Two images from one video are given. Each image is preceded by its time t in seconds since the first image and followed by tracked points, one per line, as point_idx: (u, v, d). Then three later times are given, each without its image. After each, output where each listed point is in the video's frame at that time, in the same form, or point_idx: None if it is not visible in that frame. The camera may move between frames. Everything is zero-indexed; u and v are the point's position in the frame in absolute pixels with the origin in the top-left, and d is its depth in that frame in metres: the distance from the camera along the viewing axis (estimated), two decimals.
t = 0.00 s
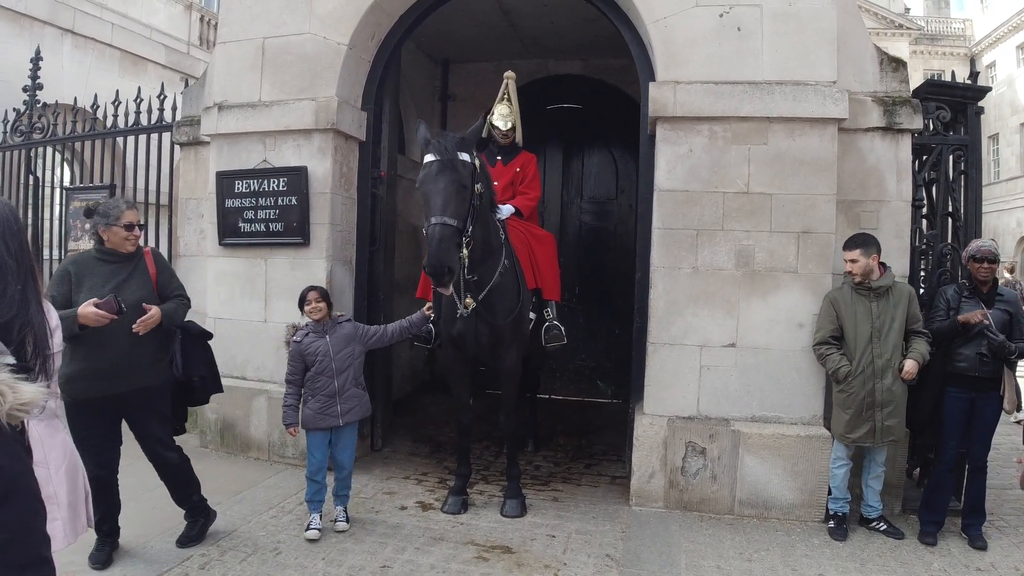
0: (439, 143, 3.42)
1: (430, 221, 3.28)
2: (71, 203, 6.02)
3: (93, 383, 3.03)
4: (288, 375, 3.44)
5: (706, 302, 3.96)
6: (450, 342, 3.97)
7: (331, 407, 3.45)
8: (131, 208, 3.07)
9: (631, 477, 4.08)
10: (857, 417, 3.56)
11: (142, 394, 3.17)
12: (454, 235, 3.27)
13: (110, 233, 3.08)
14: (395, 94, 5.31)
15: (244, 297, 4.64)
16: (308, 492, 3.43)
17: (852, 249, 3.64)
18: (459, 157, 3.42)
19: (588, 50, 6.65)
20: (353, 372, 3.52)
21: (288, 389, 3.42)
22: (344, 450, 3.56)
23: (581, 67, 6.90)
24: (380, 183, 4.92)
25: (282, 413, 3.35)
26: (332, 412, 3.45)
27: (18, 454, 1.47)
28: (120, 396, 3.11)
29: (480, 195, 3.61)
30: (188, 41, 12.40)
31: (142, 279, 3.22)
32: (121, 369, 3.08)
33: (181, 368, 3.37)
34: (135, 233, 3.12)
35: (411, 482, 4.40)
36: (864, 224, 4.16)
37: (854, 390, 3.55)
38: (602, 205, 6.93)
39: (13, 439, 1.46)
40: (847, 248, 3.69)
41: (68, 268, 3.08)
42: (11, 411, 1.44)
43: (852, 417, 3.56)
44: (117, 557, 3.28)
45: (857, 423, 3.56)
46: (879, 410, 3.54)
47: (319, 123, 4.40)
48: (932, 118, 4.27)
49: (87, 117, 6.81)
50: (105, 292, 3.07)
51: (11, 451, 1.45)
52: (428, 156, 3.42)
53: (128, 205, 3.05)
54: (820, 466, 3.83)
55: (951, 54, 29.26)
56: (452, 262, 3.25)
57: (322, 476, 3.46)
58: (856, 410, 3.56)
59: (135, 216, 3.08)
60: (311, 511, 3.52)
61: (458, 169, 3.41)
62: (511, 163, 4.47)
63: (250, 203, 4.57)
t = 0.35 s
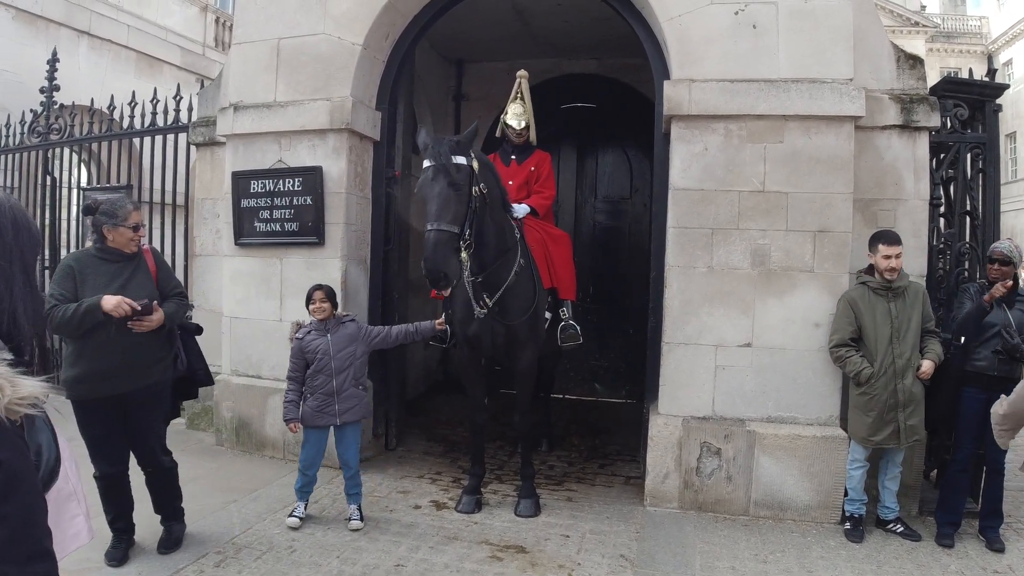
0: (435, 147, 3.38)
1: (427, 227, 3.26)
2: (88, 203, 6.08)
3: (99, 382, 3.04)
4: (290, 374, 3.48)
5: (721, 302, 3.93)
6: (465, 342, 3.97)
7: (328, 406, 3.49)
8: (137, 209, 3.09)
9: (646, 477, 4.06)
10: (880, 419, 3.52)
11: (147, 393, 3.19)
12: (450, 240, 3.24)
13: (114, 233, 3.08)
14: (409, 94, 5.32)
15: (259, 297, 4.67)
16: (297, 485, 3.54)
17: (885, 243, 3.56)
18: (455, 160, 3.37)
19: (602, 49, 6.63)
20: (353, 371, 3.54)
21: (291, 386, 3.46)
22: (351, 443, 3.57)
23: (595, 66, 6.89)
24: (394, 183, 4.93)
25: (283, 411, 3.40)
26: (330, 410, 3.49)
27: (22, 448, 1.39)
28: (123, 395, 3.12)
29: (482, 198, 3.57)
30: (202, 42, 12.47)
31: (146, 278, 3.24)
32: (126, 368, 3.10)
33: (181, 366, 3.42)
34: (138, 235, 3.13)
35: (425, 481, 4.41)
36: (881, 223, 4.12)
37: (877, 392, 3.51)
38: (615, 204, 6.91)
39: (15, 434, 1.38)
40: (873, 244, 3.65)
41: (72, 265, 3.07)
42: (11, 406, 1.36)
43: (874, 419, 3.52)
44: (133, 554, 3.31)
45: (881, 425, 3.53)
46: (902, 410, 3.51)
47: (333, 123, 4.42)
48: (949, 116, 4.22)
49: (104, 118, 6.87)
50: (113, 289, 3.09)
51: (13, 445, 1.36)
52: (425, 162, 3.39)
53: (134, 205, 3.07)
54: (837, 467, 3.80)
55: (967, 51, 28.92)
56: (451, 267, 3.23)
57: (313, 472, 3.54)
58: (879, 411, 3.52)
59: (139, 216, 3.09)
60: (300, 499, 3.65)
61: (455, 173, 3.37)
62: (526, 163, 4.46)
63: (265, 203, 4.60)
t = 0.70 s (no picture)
0: (416, 155, 3.36)
1: (408, 235, 3.25)
2: (102, 202, 6.13)
3: (116, 379, 3.06)
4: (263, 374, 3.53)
5: (732, 301, 3.92)
6: (478, 341, 3.98)
7: (294, 410, 3.48)
8: (150, 206, 3.10)
9: (656, 477, 4.06)
10: (908, 421, 3.48)
11: (163, 390, 3.22)
12: (431, 246, 3.22)
13: (130, 232, 3.10)
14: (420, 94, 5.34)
15: (271, 296, 4.70)
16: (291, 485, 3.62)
17: (918, 241, 3.51)
18: (436, 167, 3.35)
19: (612, 48, 6.62)
20: (318, 378, 3.50)
21: (262, 387, 3.50)
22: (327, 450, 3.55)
23: (606, 65, 6.88)
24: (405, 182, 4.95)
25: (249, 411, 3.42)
26: (295, 416, 3.48)
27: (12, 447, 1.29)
28: (140, 392, 3.15)
29: (474, 202, 3.53)
30: (214, 42, 12.52)
31: (163, 276, 3.26)
32: (143, 365, 3.12)
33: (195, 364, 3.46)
34: (154, 232, 3.15)
35: (436, 480, 4.42)
36: (893, 222, 4.10)
37: (908, 395, 3.46)
38: (626, 203, 6.90)
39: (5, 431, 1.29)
40: (896, 244, 3.59)
41: (90, 263, 3.09)
42: None
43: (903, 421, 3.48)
44: (147, 550, 3.34)
45: (908, 426, 3.49)
46: (921, 408, 3.51)
47: (344, 123, 4.44)
48: (962, 114, 4.20)
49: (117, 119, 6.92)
50: (132, 288, 3.12)
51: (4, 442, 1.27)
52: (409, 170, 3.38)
53: (149, 203, 3.09)
54: (848, 467, 3.78)
55: (981, 49, 28.66)
56: (433, 273, 3.20)
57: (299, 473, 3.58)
58: (908, 413, 3.48)
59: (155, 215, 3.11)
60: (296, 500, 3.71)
61: (435, 179, 3.34)
62: (537, 161, 4.46)
63: (277, 202, 4.63)
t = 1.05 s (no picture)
0: (411, 155, 3.41)
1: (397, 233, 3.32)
2: (110, 201, 6.16)
3: (123, 378, 3.09)
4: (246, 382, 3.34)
5: (738, 300, 3.93)
6: (484, 339, 4.00)
7: (281, 417, 3.30)
8: (162, 206, 3.11)
9: (661, 475, 4.07)
10: (923, 420, 3.47)
11: (171, 389, 3.24)
12: (416, 244, 3.28)
13: (141, 232, 3.13)
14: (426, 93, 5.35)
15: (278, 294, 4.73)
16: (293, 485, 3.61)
17: (936, 241, 3.51)
18: (428, 168, 3.38)
19: (618, 47, 6.62)
20: (305, 382, 3.34)
21: (247, 394, 3.32)
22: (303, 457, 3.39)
23: (612, 64, 6.89)
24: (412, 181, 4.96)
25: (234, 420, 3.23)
26: (282, 423, 3.30)
27: (13, 444, 1.23)
28: (149, 391, 3.17)
29: (470, 201, 3.55)
30: (221, 42, 12.56)
31: (173, 276, 3.28)
32: (150, 365, 3.14)
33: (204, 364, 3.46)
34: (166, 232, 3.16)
35: (442, 477, 4.44)
36: (899, 221, 4.10)
37: (928, 395, 3.43)
38: (632, 202, 6.90)
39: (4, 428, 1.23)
40: (913, 244, 3.57)
41: (101, 263, 3.14)
42: None
43: (921, 421, 3.46)
44: (156, 546, 3.37)
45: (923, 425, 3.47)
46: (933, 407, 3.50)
47: (351, 122, 4.46)
48: (968, 113, 4.19)
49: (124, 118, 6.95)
50: (141, 288, 3.14)
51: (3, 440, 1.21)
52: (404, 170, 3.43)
53: (158, 204, 3.10)
54: (854, 466, 3.78)
55: (989, 47, 28.50)
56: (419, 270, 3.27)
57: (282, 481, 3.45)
58: (925, 413, 3.46)
59: (166, 216, 3.12)
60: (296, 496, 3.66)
61: (426, 179, 3.37)
62: (544, 160, 4.47)
63: (284, 201, 4.65)
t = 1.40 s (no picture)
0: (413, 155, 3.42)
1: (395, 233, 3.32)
2: (115, 200, 6.18)
3: (127, 376, 3.12)
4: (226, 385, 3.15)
5: (742, 299, 3.94)
6: (489, 337, 4.01)
7: (270, 421, 3.18)
8: (167, 204, 3.14)
9: (665, 473, 4.08)
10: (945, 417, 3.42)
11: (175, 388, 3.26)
12: (412, 243, 3.26)
13: (145, 231, 3.14)
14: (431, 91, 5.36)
15: (283, 292, 4.74)
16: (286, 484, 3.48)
17: (954, 241, 3.49)
18: (428, 169, 3.37)
19: (622, 45, 6.63)
20: (294, 384, 3.24)
21: (228, 397, 3.13)
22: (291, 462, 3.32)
23: (616, 62, 6.89)
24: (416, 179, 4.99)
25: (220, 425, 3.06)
26: (270, 427, 3.17)
27: (31, 441, 1.23)
28: (153, 389, 3.19)
29: (469, 204, 3.54)
30: (227, 40, 12.54)
31: (176, 276, 3.29)
32: (154, 364, 3.16)
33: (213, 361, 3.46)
34: (169, 229, 3.18)
35: (446, 475, 4.46)
36: (904, 219, 4.10)
37: (949, 390, 3.40)
38: (637, 200, 6.91)
39: (22, 425, 1.22)
40: (932, 242, 3.57)
41: (105, 262, 3.17)
42: (19, 397, 1.21)
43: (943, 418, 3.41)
44: (162, 543, 3.39)
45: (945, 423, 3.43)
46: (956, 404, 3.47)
47: (356, 121, 4.47)
48: (973, 111, 4.17)
49: (129, 116, 6.97)
50: (144, 288, 3.17)
51: (21, 436, 1.21)
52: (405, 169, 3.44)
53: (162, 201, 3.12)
54: (858, 465, 3.78)
55: (994, 44, 28.39)
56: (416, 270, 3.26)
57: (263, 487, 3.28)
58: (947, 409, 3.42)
59: (169, 213, 3.14)
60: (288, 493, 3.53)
61: (425, 181, 3.37)
62: (550, 158, 4.48)
63: (289, 200, 4.67)
